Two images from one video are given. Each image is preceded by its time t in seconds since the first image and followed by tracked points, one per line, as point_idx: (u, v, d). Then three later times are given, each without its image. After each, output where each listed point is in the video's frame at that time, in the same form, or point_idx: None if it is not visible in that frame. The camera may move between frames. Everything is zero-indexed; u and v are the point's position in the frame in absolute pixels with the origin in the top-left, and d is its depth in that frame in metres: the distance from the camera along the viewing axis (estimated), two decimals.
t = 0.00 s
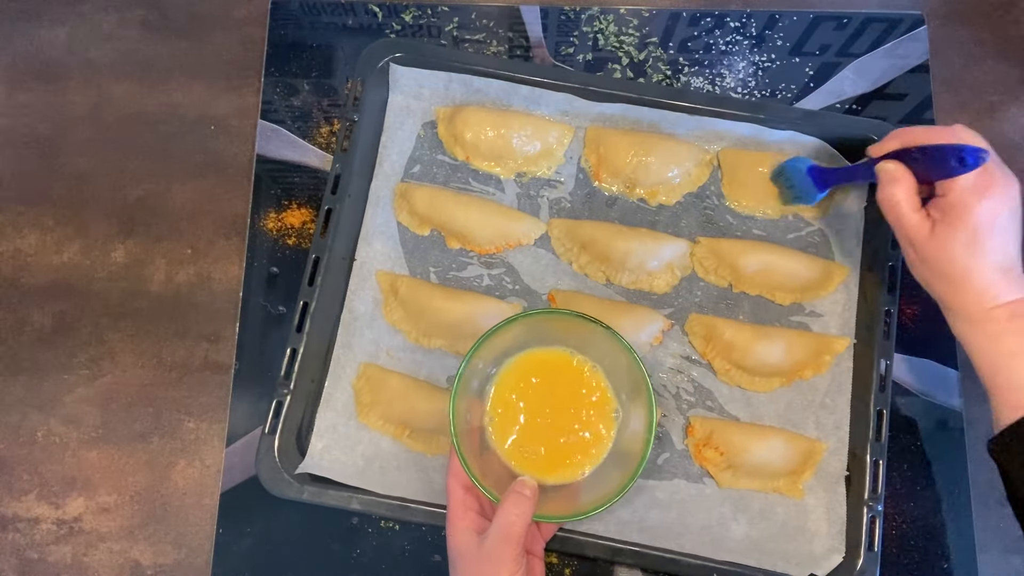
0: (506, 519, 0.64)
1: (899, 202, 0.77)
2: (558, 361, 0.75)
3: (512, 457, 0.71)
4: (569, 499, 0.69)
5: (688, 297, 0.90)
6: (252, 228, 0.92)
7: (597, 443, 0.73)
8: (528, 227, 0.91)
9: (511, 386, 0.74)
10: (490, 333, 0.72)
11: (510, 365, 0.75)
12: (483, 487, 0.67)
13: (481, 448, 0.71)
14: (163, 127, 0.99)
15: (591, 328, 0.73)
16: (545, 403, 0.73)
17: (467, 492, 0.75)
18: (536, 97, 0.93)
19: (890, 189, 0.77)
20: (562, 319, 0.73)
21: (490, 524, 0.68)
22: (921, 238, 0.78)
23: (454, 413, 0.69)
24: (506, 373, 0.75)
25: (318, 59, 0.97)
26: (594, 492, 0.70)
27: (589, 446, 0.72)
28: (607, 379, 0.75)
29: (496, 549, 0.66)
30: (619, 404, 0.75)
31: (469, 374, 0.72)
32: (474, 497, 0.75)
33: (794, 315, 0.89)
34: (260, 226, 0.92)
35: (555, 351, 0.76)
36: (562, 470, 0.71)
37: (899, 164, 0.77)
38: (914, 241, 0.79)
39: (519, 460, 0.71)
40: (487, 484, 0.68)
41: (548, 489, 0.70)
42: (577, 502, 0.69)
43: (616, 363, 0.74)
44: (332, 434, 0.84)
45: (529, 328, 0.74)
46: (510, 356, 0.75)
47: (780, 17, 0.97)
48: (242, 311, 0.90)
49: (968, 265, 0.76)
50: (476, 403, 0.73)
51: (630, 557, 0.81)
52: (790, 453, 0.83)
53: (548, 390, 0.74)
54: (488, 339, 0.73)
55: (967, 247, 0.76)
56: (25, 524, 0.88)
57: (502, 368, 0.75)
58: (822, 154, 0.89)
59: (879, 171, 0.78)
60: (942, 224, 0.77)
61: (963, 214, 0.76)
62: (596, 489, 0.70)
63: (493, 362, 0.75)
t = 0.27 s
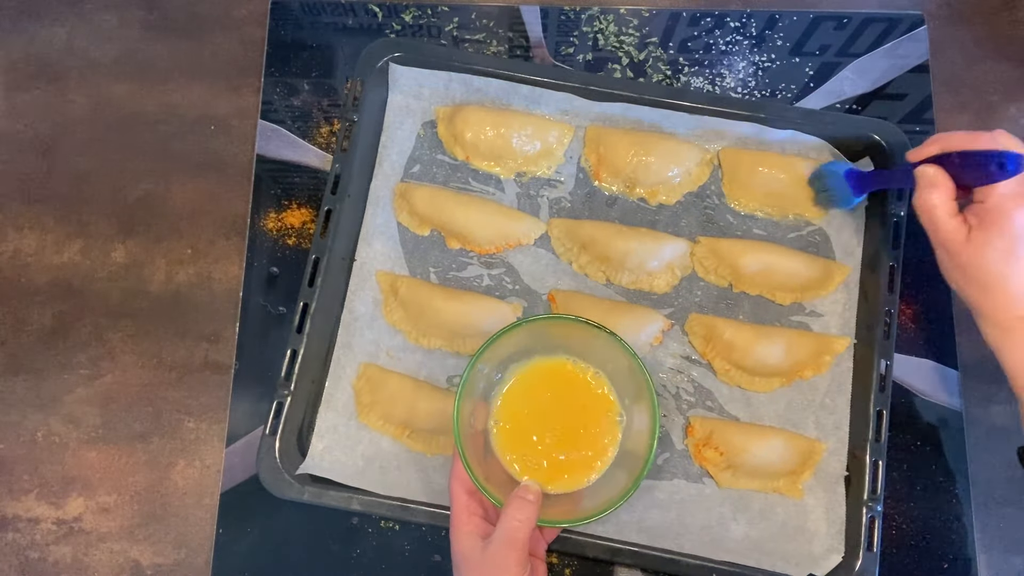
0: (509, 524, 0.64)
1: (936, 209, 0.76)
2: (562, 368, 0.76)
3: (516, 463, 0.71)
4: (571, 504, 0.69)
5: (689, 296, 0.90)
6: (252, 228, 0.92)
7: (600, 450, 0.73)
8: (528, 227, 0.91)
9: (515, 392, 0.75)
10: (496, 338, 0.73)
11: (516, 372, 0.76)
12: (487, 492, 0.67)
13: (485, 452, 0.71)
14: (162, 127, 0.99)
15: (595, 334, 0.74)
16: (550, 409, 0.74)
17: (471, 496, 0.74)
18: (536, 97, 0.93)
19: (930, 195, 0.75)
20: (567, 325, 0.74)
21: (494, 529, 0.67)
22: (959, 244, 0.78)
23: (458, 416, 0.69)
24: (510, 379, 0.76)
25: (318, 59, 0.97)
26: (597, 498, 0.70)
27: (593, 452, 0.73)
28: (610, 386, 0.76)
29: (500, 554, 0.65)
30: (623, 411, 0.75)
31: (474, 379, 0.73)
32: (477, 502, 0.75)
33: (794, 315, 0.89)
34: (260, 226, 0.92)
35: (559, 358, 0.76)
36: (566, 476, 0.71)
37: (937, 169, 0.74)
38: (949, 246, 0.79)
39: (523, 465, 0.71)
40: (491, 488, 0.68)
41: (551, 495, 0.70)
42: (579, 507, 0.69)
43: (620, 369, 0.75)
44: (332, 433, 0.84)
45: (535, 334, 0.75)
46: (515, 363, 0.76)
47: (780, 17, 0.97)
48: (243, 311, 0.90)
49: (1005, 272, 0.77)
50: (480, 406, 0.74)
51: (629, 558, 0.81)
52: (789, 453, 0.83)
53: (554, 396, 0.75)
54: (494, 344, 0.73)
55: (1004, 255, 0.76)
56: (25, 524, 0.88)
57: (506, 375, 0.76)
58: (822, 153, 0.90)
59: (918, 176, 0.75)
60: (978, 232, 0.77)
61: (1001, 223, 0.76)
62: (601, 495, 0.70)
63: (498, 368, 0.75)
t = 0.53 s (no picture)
0: (519, 527, 0.64)
1: (926, 203, 0.81)
2: (570, 371, 0.76)
3: (525, 465, 0.71)
4: (579, 507, 0.69)
5: (689, 295, 0.90)
6: (252, 228, 0.92)
7: (608, 453, 0.73)
8: (527, 228, 0.91)
9: (523, 394, 0.75)
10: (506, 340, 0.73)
11: (525, 375, 0.76)
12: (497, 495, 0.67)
13: (493, 456, 0.71)
14: (162, 127, 0.99)
15: (603, 339, 0.74)
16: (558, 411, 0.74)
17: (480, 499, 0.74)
18: (533, 98, 0.93)
19: (923, 194, 0.81)
20: (575, 330, 0.74)
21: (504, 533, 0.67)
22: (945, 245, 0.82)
23: (468, 418, 0.69)
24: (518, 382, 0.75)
25: (318, 59, 0.97)
26: (604, 501, 0.70)
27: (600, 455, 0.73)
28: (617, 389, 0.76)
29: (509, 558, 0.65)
30: (629, 415, 0.75)
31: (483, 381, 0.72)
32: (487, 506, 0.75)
33: (794, 312, 0.89)
34: (260, 226, 0.92)
35: (568, 361, 0.76)
36: (574, 480, 0.71)
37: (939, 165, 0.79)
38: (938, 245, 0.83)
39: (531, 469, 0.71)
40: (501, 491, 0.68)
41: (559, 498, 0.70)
42: (587, 511, 0.69)
43: (627, 373, 0.75)
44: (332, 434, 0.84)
45: (544, 336, 0.75)
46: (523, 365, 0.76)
47: (780, 17, 0.97)
48: (243, 312, 0.90)
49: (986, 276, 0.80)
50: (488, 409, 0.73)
51: (634, 557, 0.81)
52: (790, 450, 0.83)
53: (562, 399, 0.75)
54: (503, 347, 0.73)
55: (987, 261, 0.80)
56: (25, 524, 0.88)
57: (514, 377, 0.76)
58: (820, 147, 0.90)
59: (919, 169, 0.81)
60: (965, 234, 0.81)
61: (987, 227, 0.79)
62: (609, 499, 0.70)
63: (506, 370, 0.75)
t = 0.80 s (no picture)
0: (537, 531, 0.63)
1: (897, 189, 0.80)
2: (593, 378, 0.76)
3: (546, 472, 0.71)
4: (600, 515, 0.69)
5: (684, 288, 0.90)
6: (252, 228, 0.92)
7: (630, 462, 0.73)
8: (518, 235, 0.91)
9: (546, 400, 0.75)
10: (529, 347, 0.73)
11: (548, 381, 0.76)
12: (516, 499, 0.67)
13: (514, 461, 0.71)
14: (162, 127, 0.99)
15: (627, 347, 0.74)
16: (580, 418, 0.74)
17: (500, 504, 0.74)
18: (513, 103, 0.93)
19: (890, 177, 0.80)
20: (598, 338, 0.74)
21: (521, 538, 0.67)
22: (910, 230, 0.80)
23: (489, 424, 0.70)
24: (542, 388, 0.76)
25: (318, 59, 0.97)
26: (626, 510, 0.69)
27: (623, 463, 0.73)
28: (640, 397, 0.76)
29: (526, 565, 0.65)
30: (652, 423, 0.75)
31: (505, 388, 0.73)
32: (507, 511, 0.74)
33: (791, 294, 0.89)
34: (260, 226, 0.92)
35: (592, 369, 0.77)
36: (595, 487, 0.71)
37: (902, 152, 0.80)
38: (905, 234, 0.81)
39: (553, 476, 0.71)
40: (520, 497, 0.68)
41: (580, 505, 0.70)
42: (608, 519, 0.68)
43: (650, 381, 0.75)
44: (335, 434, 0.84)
45: (568, 344, 0.75)
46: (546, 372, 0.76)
47: (780, 17, 0.97)
48: (243, 311, 0.90)
49: (946, 263, 0.77)
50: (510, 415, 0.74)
51: (655, 555, 0.79)
52: (802, 433, 0.83)
53: (585, 406, 0.75)
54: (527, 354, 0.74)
55: (949, 246, 0.77)
56: (25, 524, 0.88)
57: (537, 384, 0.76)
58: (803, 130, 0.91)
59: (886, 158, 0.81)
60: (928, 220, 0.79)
61: (950, 210, 0.77)
62: (631, 507, 0.69)
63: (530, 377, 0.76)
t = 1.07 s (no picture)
0: (547, 533, 0.63)
1: (881, 158, 0.80)
2: (609, 383, 0.76)
3: (559, 474, 0.71)
4: (612, 518, 0.69)
5: (682, 283, 0.90)
6: (252, 228, 0.92)
7: (643, 467, 0.73)
8: (515, 239, 0.91)
9: (561, 403, 0.75)
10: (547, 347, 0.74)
11: (564, 384, 0.76)
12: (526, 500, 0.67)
13: (527, 462, 0.71)
14: (162, 127, 0.99)
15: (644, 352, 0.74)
16: (594, 422, 0.74)
17: (511, 505, 0.74)
18: (502, 107, 0.93)
19: (874, 146, 0.81)
20: (615, 342, 0.74)
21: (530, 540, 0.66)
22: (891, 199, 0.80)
23: (503, 423, 0.70)
24: (557, 391, 0.76)
25: (318, 59, 0.97)
26: (637, 514, 0.69)
27: (636, 468, 0.72)
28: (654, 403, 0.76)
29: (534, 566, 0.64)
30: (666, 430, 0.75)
31: (520, 388, 0.73)
32: (517, 512, 0.74)
33: (788, 286, 0.90)
34: (260, 226, 0.92)
35: (608, 374, 0.77)
36: (607, 491, 0.71)
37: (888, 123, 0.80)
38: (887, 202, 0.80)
39: (565, 477, 0.71)
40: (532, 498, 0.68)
41: (591, 508, 0.70)
42: (620, 523, 0.68)
43: (666, 387, 0.75)
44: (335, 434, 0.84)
45: (585, 347, 0.76)
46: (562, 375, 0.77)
47: (780, 17, 0.98)
48: (243, 312, 0.90)
49: (927, 229, 0.76)
50: (524, 416, 0.74)
51: (666, 552, 0.80)
52: (808, 425, 0.83)
53: (600, 410, 0.75)
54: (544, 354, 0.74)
55: (927, 213, 0.76)
56: (24, 524, 0.88)
57: (552, 386, 0.76)
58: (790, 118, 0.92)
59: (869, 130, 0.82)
60: (910, 189, 0.78)
61: (931, 176, 0.76)
62: (643, 512, 0.69)
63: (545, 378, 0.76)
